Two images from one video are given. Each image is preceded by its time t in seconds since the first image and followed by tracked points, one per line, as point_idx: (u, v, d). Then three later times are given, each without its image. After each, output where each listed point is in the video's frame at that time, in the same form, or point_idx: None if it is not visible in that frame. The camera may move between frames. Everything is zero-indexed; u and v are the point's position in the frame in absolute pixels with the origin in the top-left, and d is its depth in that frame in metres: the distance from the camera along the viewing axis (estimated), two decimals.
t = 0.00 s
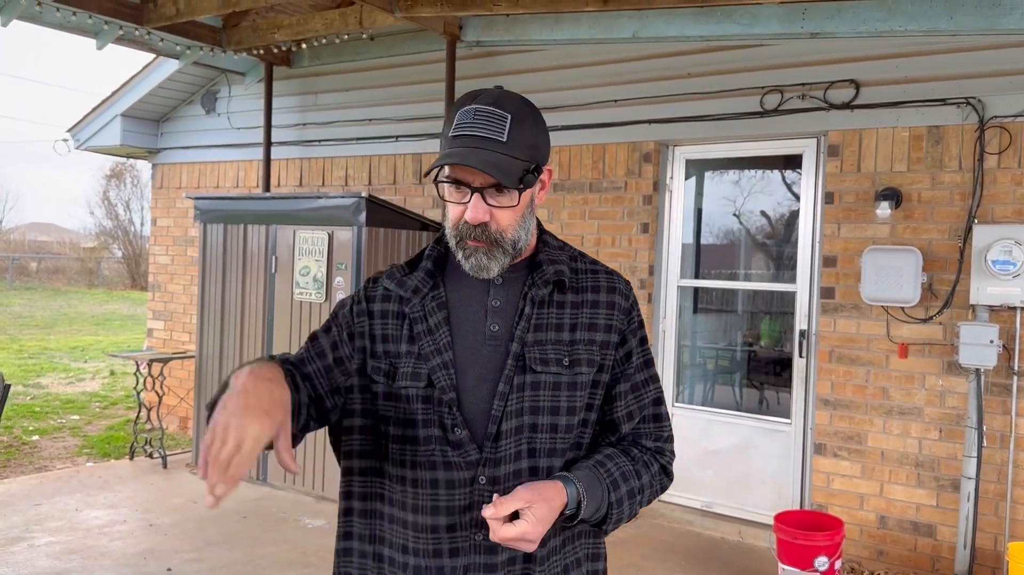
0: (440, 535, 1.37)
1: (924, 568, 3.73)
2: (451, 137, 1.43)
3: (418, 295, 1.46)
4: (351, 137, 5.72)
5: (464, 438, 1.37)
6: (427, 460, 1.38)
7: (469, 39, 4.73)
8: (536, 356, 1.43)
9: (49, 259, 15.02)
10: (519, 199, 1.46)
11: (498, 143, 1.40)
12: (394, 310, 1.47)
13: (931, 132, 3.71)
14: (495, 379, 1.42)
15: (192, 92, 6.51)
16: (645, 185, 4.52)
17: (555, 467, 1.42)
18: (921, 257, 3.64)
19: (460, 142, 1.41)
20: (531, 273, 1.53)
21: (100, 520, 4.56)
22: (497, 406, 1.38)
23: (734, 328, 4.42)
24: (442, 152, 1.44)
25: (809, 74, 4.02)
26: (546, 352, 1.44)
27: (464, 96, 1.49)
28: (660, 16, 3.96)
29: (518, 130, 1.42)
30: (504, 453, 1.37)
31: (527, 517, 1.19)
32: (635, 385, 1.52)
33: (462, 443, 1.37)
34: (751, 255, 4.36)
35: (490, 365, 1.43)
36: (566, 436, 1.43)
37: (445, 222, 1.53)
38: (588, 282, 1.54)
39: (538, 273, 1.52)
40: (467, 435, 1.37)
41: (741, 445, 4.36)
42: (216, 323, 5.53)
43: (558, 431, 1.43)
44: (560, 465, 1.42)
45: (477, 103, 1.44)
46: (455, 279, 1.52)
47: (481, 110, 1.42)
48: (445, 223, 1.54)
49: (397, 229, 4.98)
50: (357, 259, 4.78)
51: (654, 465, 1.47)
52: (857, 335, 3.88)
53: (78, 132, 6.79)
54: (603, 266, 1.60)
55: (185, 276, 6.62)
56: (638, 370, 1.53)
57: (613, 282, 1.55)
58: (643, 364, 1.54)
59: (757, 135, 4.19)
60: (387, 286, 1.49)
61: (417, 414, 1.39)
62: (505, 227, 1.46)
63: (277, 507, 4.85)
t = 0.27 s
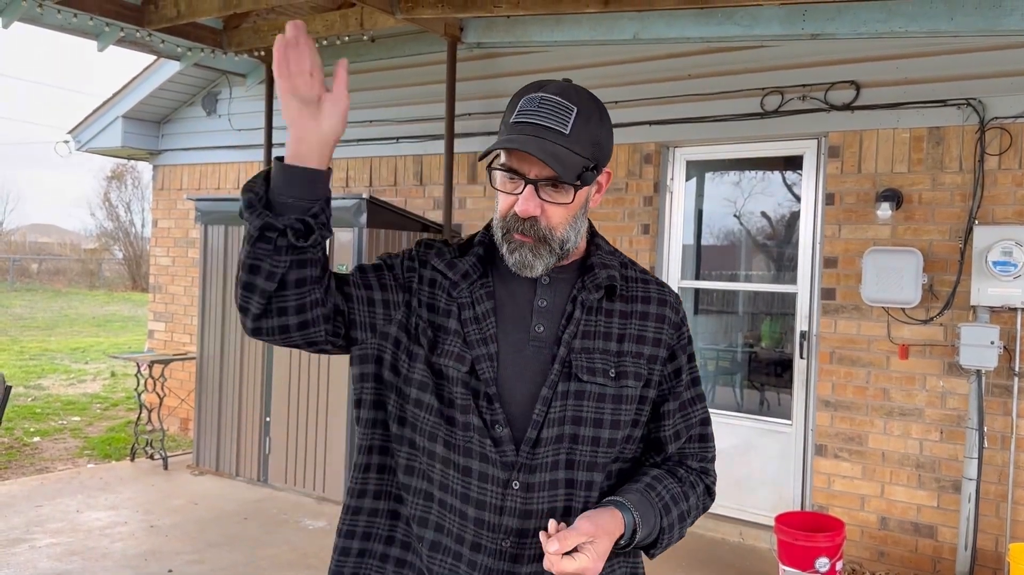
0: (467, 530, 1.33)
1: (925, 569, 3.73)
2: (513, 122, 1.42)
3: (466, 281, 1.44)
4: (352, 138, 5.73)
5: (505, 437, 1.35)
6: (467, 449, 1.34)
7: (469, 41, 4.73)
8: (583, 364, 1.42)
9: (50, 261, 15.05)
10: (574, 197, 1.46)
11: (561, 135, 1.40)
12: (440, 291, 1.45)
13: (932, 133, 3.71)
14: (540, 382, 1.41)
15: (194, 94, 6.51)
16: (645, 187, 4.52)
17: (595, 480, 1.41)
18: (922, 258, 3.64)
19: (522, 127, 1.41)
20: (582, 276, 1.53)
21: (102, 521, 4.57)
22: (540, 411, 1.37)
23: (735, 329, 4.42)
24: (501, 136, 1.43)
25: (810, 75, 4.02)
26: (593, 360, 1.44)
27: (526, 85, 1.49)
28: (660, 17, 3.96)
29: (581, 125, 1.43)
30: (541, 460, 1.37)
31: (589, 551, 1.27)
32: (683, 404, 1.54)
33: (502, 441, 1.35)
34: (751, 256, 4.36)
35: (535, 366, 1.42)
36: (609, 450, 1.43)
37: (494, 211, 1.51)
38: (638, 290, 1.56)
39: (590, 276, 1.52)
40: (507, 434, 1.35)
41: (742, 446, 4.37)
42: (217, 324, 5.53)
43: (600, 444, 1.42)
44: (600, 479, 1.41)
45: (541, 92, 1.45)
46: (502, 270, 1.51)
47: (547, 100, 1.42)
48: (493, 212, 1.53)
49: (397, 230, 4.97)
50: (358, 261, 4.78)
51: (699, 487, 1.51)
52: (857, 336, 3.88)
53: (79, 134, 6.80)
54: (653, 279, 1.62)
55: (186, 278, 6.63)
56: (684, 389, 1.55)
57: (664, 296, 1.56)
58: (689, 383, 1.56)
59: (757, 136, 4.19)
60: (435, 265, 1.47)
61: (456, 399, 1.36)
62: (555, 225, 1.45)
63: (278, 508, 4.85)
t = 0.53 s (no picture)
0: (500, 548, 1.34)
1: (926, 570, 3.73)
2: (579, 119, 1.42)
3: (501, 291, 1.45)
4: (352, 140, 5.73)
5: (540, 451, 1.35)
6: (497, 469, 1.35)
7: (470, 43, 4.74)
8: (624, 374, 1.41)
9: (51, 263, 15.06)
10: (635, 201, 1.48)
11: (629, 134, 1.41)
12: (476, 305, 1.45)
13: (932, 134, 3.71)
14: (578, 393, 1.40)
15: (194, 96, 6.52)
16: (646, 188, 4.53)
17: (635, 494, 1.39)
18: (922, 259, 3.63)
19: (590, 124, 1.40)
20: (623, 283, 1.53)
21: (102, 523, 4.57)
22: (577, 421, 1.37)
23: (735, 330, 4.43)
24: (567, 132, 1.43)
25: (810, 77, 4.02)
26: (634, 370, 1.43)
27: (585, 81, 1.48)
28: (661, 19, 3.97)
29: (647, 126, 1.43)
30: (579, 472, 1.36)
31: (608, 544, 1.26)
32: (724, 415, 1.51)
33: (537, 455, 1.35)
34: (751, 257, 4.36)
35: (573, 377, 1.42)
36: (651, 463, 1.41)
37: (548, 211, 1.52)
38: (680, 298, 1.54)
39: (631, 283, 1.51)
40: (541, 448, 1.35)
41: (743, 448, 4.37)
42: (218, 326, 5.53)
43: (643, 457, 1.40)
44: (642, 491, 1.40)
45: (607, 90, 1.44)
46: (540, 280, 1.52)
47: (615, 98, 1.42)
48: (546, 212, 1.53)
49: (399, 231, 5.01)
50: (358, 263, 4.79)
51: (740, 499, 1.49)
52: (858, 337, 3.88)
53: (80, 136, 6.81)
54: (695, 287, 1.60)
55: (186, 279, 6.63)
56: (727, 400, 1.53)
57: (706, 303, 1.54)
58: (732, 394, 1.54)
59: (757, 137, 4.20)
60: (469, 279, 1.47)
61: (490, 416, 1.36)
62: (613, 228, 1.48)
63: (279, 510, 4.85)
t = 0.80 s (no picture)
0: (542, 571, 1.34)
1: (926, 572, 3.73)
2: (616, 125, 1.36)
3: (520, 305, 1.44)
4: (352, 142, 5.73)
5: (569, 465, 1.36)
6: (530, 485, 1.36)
7: (470, 44, 4.74)
8: (651, 377, 1.41)
9: (51, 265, 15.06)
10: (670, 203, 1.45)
11: (669, 137, 1.37)
12: (497, 323, 1.45)
13: (932, 136, 3.71)
14: (605, 402, 1.40)
15: (194, 97, 6.52)
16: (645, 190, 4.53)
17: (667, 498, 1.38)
18: (923, 261, 3.63)
19: (630, 131, 1.35)
20: (644, 285, 1.51)
21: (103, 525, 4.57)
22: (607, 430, 1.37)
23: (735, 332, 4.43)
24: (605, 139, 1.37)
25: (810, 78, 4.02)
26: (661, 373, 1.42)
27: (610, 83, 1.42)
28: (660, 21, 3.98)
29: (683, 127, 1.40)
30: (613, 480, 1.36)
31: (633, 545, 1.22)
32: (746, 410, 1.47)
33: (567, 469, 1.35)
34: (752, 258, 4.36)
35: (600, 386, 1.41)
36: (680, 465, 1.39)
37: (578, 217, 1.46)
38: (700, 295, 1.51)
39: (653, 284, 1.50)
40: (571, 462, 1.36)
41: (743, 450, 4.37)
42: (219, 328, 5.53)
43: (673, 459, 1.39)
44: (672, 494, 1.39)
45: (638, 92, 1.39)
46: (559, 289, 1.50)
47: (649, 101, 1.37)
48: (575, 219, 1.47)
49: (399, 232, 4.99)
50: (359, 264, 4.79)
51: (764, 498, 1.42)
52: (858, 338, 3.88)
53: (80, 138, 6.81)
54: (713, 281, 1.57)
55: (187, 281, 6.63)
56: (749, 395, 1.48)
57: (726, 297, 1.51)
58: (754, 388, 1.49)
59: (757, 139, 4.20)
60: (486, 297, 1.48)
61: (521, 437, 1.38)
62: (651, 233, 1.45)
63: (280, 512, 4.84)
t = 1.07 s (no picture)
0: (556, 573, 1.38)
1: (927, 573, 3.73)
2: (617, 112, 1.39)
3: (532, 306, 1.46)
4: (352, 143, 5.73)
5: (584, 470, 1.39)
6: (544, 488, 1.39)
7: (469, 45, 4.74)
8: (663, 381, 1.43)
9: (51, 266, 15.06)
10: (674, 188, 1.47)
11: (670, 121, 1.40)
12: (508, 325, 1.47)
13: (932, 137, 3.71)
14: (618, 404, 1.43)
15: (193, 99, 6.53)
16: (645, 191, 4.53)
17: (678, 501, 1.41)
18: (922, 262, 3.64)
19: (630, 116, 1.39)
20: (655, 288, 1.54)
21: (103, 526, 4.56)
22: (621, 435, 1.40)
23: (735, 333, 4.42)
24: (606, 128, 1.40)
25: (809, 79, 4.02)
26: (672, 377, 1.45)
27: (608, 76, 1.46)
28: (660, 22, 3.98)
29: (683, 112, 1.43)
30: (627, 485, 1.39)
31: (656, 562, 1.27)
32: (755, 413, 1.52)
33: (581, 474, 1.39)
34: (752, 259, 4.35)
35: (612, 388, 1.44)
36: (691, 469, 1.42)
37: (584, 208, 1.50)
38: (710, 298, 1.55)
39: (665, 288, 1.53)
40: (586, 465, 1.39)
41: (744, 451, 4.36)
42: (219, 329, 5.53)
43: (684, 464, 1.42)
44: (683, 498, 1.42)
45: (637, 80, 1.43)
46: (570, 291, 1.52)
47: (649, 87, 1.41)
48: (581, 211, 1.51)
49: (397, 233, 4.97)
50: (358, 265, 4.78)
51: (773, 502, 1.47)
52: (858, 339, 3.88)
53: (79, 139, 6.81)
54: (723, 284, 1.61)
55: (186, 282, 6.63)
56: (757, 399, 1.53)
57: (736, 302, 1.55)
58: (762, 392, 1.54)
59: (756, 140, 4.20)
60: (497, 297, 1.50)
61: (535, 441, 1.40)
62: (657, 219, 1.47)
63: (280, 513, 4.84)
